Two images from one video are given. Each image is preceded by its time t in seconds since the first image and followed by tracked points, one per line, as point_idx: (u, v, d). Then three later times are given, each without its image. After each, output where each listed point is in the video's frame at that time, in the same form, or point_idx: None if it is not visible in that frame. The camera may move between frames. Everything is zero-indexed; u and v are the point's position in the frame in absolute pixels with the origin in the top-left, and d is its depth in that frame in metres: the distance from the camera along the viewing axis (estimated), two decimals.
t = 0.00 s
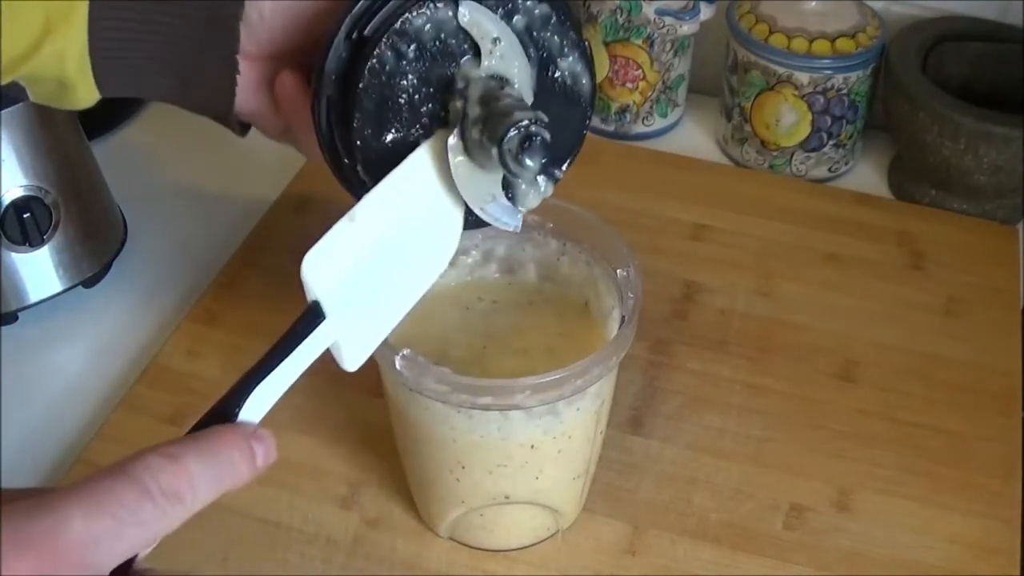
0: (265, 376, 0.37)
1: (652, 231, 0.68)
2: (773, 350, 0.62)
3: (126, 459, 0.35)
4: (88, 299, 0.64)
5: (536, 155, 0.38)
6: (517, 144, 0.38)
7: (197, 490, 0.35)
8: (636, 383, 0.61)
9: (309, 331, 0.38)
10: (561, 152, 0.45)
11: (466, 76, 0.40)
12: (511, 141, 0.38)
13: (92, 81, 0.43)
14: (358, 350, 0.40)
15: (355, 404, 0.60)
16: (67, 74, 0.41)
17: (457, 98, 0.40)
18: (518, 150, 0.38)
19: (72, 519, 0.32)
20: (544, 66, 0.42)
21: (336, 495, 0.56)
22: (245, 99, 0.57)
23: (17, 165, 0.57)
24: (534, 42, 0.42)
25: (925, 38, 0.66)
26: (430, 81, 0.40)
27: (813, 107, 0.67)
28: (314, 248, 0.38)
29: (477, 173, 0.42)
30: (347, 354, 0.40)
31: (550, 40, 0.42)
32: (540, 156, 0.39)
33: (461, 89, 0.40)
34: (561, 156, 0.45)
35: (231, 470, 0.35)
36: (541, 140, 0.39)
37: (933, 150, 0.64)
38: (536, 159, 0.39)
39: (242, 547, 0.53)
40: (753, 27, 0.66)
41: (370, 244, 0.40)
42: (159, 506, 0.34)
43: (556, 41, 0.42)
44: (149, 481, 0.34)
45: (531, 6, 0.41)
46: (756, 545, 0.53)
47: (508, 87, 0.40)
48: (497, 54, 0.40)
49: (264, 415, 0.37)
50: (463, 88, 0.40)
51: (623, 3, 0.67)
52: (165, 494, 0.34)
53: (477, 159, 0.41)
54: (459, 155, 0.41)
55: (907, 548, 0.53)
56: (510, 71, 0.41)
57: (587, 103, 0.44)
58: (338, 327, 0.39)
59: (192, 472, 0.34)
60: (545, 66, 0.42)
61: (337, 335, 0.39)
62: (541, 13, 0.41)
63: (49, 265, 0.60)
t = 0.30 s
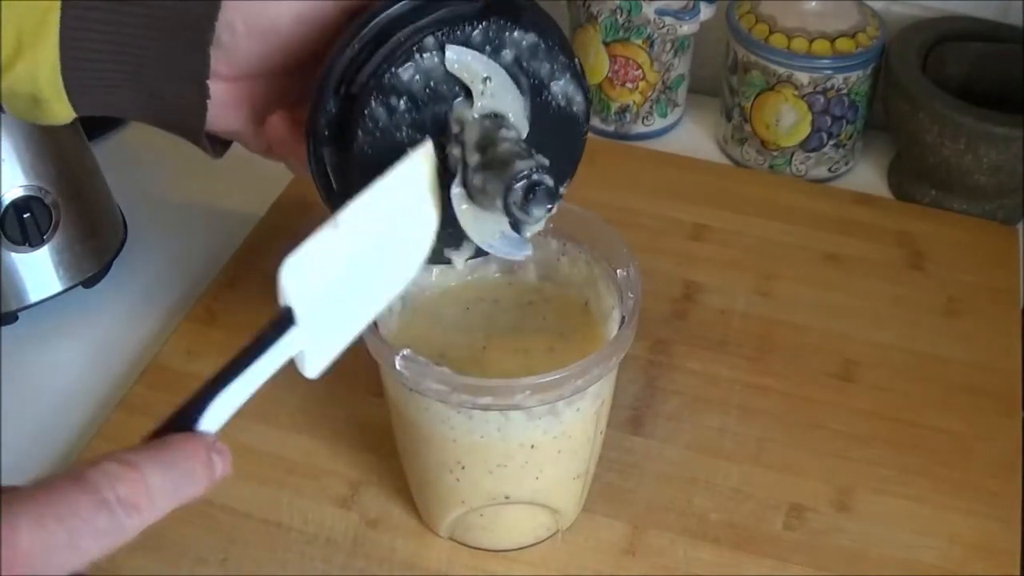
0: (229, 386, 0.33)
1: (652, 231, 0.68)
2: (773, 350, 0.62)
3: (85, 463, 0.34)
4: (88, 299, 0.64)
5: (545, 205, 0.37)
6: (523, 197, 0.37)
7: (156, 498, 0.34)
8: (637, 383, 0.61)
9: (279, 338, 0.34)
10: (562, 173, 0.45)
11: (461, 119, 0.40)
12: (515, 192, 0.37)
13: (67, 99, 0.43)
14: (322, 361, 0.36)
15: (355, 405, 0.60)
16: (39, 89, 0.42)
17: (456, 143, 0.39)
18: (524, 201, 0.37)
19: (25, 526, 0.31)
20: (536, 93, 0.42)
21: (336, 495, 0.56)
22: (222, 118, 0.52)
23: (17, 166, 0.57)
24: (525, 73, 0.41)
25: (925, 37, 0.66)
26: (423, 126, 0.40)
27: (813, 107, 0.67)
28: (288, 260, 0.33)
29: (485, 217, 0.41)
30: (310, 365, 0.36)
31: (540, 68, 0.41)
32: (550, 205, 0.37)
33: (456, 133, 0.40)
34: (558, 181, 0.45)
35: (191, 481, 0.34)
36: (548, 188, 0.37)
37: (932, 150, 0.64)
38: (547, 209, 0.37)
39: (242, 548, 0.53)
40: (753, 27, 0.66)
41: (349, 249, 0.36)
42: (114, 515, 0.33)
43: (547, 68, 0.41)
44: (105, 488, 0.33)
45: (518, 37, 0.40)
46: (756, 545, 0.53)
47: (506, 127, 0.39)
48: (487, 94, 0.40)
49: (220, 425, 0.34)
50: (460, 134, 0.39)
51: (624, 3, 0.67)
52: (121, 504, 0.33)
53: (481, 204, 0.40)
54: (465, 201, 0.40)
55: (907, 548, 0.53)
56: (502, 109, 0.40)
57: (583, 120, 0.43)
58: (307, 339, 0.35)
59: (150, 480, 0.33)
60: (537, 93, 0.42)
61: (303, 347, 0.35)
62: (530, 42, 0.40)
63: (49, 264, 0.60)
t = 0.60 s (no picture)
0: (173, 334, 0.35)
1: (652, 231, 0.68)
2: (773, 350, 0.62)
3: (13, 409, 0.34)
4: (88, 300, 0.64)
5: (555, 201, 0.36)
6: (533, 198, 0.36)
7: (90, 442, 0.34)
8: (637, 383, 0.61)
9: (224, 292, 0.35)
10: (570, 133, 0.44)
11: (455, 122, 0.40)
12: (524, 195, 0.36)
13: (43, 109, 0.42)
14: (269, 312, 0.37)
15: (355, 405, 0.60)
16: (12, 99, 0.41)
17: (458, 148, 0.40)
18: (533, 201, 0.36)
19: None
20: (524, 70, 0.41)
21: (336, 495, 0.56)
22: (200, 123, 0.52)
23: (17, 167, 0.57)
24: (507, 57, 0.40)
25: (925, 37, 0.66)
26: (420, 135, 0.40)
27: (813, 108, 0.67)
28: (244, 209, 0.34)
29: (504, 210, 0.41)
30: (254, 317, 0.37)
31: (521, 44, 0.40)
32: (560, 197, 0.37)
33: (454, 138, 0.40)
34: (570, 136, 0.44)
35: (125, 426, 0.34)
36: (555, 181, 0.37)
37: (932, 150, 0.64)
38: (558, 202, 0.37)
39: (242, 548, 0.53)
40: (753, 27, 0.66)
41: (312, 201, 0.36)
42: (47, 455, 0.33)
43: (529, 43, 0.40)
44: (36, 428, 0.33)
45: (490, 26, 0.39)
46: (756, 545, 0.53)
47: (500, 122, 0.39)
48: (475, 92, 0.40)
49: (161, 374, 0.36)
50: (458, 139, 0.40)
51: (624, 3, 0.67)
52: (53, 443, 0.33)
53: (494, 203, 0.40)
54: (480, 199, 0.41)
55: (907, 548, 0.53)
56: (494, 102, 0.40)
57: (579, 76, 0.42)
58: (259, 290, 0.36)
59: (84, 422, 0.33)
60: (525, 68, 0.40)
61: (254, 296, 0.36)
62: (503, 27, 0.39)
63: (49, 264, 0.60)
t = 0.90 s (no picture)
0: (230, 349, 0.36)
1: (652, 230, 0.68)
2: (773, 350, 0.62)
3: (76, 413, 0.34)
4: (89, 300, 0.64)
5: (557, 169, 0.37)
6: (536, 168, 0.37)
7: (153, 446, 0.34)
8: (637, 383, 0.61)
9: (274, 309, 0.37)
10: (564, 117, 0.43)
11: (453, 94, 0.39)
12: (527, 164, 0.37)
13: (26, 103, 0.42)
14: (321, 332, 0.39)
15: (355, 405, 0.60)
16: None
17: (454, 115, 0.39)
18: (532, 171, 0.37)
19: (13, 455, 0.31)
20: (522, 50, 0.40)
21: (336, 495, 0.56)
22: (197, 115, 0.52)
23: (16, 167, 0.57)
24: (506, 33, 0.39)
25: (925, 37, 0.66)
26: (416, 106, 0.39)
27: (813, 108, 0.67)
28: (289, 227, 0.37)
29: (497, 188, 0.41)
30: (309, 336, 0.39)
31: (521, 22, 0.39)
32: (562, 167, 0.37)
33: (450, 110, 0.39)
34: (566, 118, 0.43)
35: (189, 433, 0.34)
36: (557, 152, 0.37)
37: (933, 150, 0.64)
38: (560, 172, 0.37)
39: (242, 548, 0.53)
40: (753, 27, 0.66)
41: (351, 222, 0.39)
42: (111, 457, 0.33)
43: (528, 21, 0.39)
44: (103, 430, 0.33)
45: None
46: (756, 545, 0.53)
47: (500, 95, 0.39)
48: (473, 65, 0.38)
49: (220, 390, 0.37)
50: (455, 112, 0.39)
51: (624, 3, 0.67)
52: (116, 443, 0.33)
53: (489, 175, 0.40)
54: (473, 172, 0.40)
55: (907, 548, 0.53)
56: (492, 75, 0.39)
57: (574, 63, 0.42)
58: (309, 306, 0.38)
59: (149, 427, 0.34)
60: (524, 46, 0.40)
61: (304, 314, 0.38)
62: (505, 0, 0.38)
63: (49, 264, 0.60)
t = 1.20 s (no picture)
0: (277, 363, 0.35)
1: (652, 230, 0.68)
2: (773, 350, 0.62)
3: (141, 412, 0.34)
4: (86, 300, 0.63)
5: (502, 172, 0.34)
6: (486, 158, 0.34)
7: (204, 453, 0.33)
8: (637, 383, 0.61)
9: (328, 322, 0.36)
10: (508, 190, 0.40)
11: (424, 86, 0.35)
12: (477, 155, 0.34)
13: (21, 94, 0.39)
14: (378, 349, 0.37)
15: (355, 405, 0.60)
16: None
17: (416, 105, 0.35)
18: (483, 165, 0.34)
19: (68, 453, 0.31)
20: (501, 92, 0.37)
21: (336, 495, 0.56)
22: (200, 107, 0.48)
23: (18, 165, 0.57)
24: (499, 65, 0.36)
25: (925, 36, 0.66)
26: (386, 82, 0.34)
27: (813, 107, 0.67)
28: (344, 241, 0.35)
29: (428, 195, 0.36)
30: (364, 353, 0.37)
31: (513, 63, 0.37)
32: (508, 173, 0.35)
33: (421, 100, 0.35)
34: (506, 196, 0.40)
35: (238, 440, 0.34)
36: (511, 156, 0.34)
37: (932, 150, 0.64)
38: (501, 177, 0.34)
39: (242, 547, 0.53)
40: (753, 27, 0.66)
41: (409, 234, 0.36)
42: (161, 459, 0.33)
43: (518, 65, 0.37)
44: (156, 433, 0.33)
45: (500, 20, 0.36)
46: (757, 545, 0.53)
47: (472, 101, 0.35)
48: (460, 64, 0.35)
49: (275, 397, 0.36)
50: (424, 98, 0.35)
51: (624, 3, 0.67)
52: (169, 446, 0.33)
53: (431, 172, 0.35)
54: (413, 164, 0.35)
55: (907, 548, 0.53)
56: (471, 86, 0.36)
57: (540, 138, 0.39)
58: (363, 321, 0.36)
59: (200, 433, 0.33)
60: (504, 88, 0.37)
61: (359, 330, 0.36)
62: (510, 29, 0.36)
63: (48, 264, 0.60)
